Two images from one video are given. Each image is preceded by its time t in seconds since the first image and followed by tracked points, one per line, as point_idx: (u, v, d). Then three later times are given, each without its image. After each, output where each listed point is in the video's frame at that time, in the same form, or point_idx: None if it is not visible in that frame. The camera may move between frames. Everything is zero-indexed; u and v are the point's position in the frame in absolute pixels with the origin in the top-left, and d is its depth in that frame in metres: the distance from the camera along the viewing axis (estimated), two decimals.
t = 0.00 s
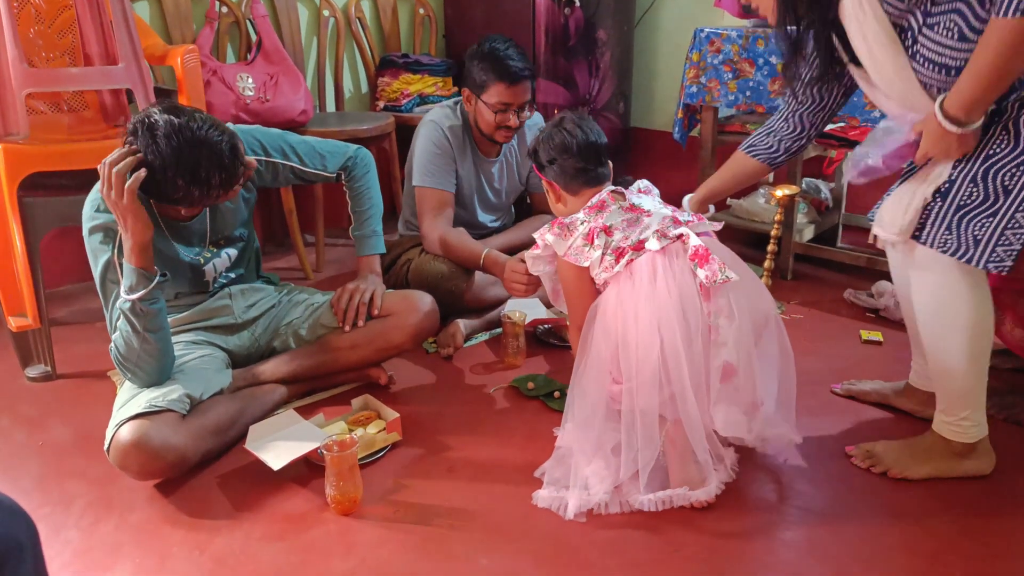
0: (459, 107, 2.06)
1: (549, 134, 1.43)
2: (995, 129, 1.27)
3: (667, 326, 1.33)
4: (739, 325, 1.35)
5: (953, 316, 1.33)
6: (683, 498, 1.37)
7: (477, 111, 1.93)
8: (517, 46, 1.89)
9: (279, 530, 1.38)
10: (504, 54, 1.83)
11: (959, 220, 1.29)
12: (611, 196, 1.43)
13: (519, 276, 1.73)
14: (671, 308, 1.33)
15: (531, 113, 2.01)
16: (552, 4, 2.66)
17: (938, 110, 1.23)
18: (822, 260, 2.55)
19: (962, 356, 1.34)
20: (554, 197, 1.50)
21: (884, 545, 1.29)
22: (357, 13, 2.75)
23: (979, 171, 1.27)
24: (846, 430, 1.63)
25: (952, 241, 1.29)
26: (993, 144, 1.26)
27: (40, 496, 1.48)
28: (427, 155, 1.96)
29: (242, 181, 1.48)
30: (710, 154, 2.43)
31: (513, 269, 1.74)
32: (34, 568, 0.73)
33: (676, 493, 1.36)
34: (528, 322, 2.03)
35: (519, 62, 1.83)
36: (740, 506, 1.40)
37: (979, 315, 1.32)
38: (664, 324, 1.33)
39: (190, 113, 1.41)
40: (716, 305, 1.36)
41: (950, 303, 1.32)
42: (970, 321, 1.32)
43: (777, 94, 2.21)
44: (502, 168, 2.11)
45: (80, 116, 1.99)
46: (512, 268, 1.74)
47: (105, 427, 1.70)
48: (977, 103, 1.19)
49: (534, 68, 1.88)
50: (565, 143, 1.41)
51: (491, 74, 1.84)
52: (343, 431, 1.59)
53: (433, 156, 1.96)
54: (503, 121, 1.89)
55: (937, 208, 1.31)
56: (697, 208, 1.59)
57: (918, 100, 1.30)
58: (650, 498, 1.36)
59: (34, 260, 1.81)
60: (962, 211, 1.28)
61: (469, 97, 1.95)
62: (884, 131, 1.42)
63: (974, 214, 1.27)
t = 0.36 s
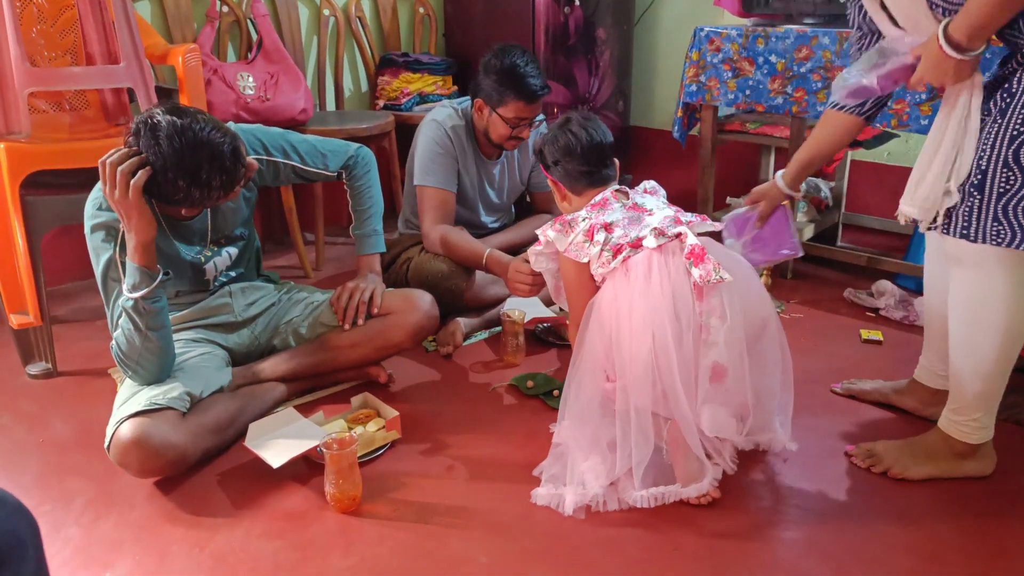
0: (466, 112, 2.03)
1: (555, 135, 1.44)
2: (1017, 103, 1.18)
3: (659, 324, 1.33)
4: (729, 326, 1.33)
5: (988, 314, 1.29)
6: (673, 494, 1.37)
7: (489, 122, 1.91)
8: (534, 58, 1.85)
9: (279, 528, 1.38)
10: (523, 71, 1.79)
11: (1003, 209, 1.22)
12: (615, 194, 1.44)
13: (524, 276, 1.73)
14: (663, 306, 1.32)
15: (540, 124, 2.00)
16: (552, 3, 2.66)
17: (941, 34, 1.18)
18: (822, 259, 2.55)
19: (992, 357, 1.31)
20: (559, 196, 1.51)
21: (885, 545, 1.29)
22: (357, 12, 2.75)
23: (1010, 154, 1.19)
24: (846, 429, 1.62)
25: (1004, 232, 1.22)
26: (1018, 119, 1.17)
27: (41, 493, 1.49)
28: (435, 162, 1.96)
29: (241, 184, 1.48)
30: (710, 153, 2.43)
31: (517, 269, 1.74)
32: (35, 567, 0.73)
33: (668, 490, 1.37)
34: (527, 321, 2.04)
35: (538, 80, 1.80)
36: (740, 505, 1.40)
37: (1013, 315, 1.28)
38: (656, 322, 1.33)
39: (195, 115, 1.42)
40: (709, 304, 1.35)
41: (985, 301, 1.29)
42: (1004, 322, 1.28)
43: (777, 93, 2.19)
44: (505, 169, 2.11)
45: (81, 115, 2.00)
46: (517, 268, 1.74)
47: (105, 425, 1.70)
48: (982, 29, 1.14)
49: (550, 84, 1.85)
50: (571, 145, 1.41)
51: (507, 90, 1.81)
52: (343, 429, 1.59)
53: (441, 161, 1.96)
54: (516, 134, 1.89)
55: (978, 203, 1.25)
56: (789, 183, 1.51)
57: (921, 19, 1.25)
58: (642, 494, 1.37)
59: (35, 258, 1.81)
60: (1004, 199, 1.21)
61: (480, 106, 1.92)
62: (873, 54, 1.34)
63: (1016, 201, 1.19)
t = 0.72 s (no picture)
0: (468, 112, 2.03)
1: (588, 142, 1.40)
2: None
3: (676, 313, 1.33)
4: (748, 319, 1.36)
5: (1015, 324, 1.27)
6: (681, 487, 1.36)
7: (495, 121, 1.90)
8: (542, 60, 1.85)
9: (279, 527, 1.38)
10: (532, 72, 1.79)
11: None
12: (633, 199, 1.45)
13: (527, 277, 1.73)
14: (683, 296, 1.33)
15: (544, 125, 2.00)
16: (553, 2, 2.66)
17: (961, 8, 1.18)
18: (822, 259, 2.55)
19: (1011, 360, 1.30)
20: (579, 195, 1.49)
21: (885, 545, 1.29)
22: (358, 11, 2.75)
23: None
24: (846, 428, 1.63)
25: None
26: None
27: (41, 492, 1.49)
28: (438, 161, 1.96)
29: (242, 184, 1.48)
30: (710, 152, 2.43)
31: (520, 269, 1.74)
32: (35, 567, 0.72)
33: (670, 477, 1.36)
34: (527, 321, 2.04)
35: (546, 80, 1.80)
36: (740, 504, 1.40)
37: None
38: (674, 312, 1.33)
39: (198, 114, 1.42)
40: (726, 298, 1.38)
41: (1010, 307, 1.27)
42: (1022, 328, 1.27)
43: (778, 93, 2.19)
44: (508, 168, 2.11)
45: (82, 113, 2.00)
46: (520, 269, 1.74)
47: (105, 423, 1.70)
48: (1002, 6, 1.15)
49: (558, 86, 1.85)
50: (604, 158, 1.39)
51: (516, 91, 1.80)
52: (343, 428, 1.59)
53: (444, 161, 1.96)
54: (523, 133, 1.89)
55: (1004, 204, 1.22)
56: (840, 162, 1.43)
57: None
58: (645, 479, 1.35)
59: (36, 256, 1.81)
60: None
61: (486, 107, 1.90)
62: (886, 28, 1.38)
63: None
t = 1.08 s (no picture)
0: (471, 112, 2.02)
1: (597, 149, 1.38)
2: None
3: (694, 301, 1.33)
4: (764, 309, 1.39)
5: (1019, 318, 1.26)
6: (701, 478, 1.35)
7: (495, 118, 1.90)
8: (540, 55, 1.85)
9: (283, 530, 1.39)
10: (528, 64, 1.79)
11: None
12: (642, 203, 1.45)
13: (532, 280, 1.73)
14: (701, 286, 1.33)
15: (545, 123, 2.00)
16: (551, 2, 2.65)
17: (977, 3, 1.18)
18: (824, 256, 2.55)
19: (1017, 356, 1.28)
20: (587, 203, 1.48)
21: (889, 544, 1.28)
22: (357, 13, 2.76)
23: None
24: (849, 427, 1.62)
25: None
26: None
27: (47, 496, 1.50)
28: (440, 161, 1.96)
29: (246, 189, 1.48)
30: (711, 150, 2.42)
31: (526, 272, 1.74)
32: (45, 567, 0.73)
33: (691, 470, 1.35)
34: (529, 321, 2.04)
35: (543, 74, 1.80)
36: (744, 502, 1.39)
37: None
38: (693, 301, 1.33)
39: (205, 118, 1.42)
40: (740, 289, 1.41)
41: (1017, 302, 1.26)
42: None
43: (778, 90, 2.18)
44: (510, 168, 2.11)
45: (84, 119, 2.02)
46: (526, 272, 1.74)
47: (110, 427, 1.72)
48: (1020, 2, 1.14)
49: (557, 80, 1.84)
50: (614, 164, 1.38)
51: (513, 83, 1.81)
52: (346, 430, 1.60)
53: (446, 161, 1.96)
54: (523, 129, 1.88)
55: (1012, 199, 1.21)
56: (862, 158, 1.43)
57: None
58: (668, 465, 1.35)
59: (40, 262, 1.83)
60: None
61: (486, 104, 1.92)
62: (898, 25, 1.40)
63: None
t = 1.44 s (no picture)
0: (479, 113, 2.03)
1: (606, 148, 1.38)
2: None
3: (711, 308, 1.33)
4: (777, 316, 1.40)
5: None
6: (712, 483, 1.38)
7: (501, 118, 1.91)
8: (546, 56, 1.85)
9: (285, 527, 1.39)
10: (533, 64, 1.80)
11: None
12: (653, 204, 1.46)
13: (542, 279, 1.74)
14: (717, 292, 1.34)
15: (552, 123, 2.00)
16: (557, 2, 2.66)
17: None
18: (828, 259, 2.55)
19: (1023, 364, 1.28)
20: (595, 202, 1.48)
21: (892, 548, 1.28)
22: (364, 13, 2.76)
23: None
24: (852, 430, 1.62)
25: None
26: None
27: (51, 491, 1.50)
28: (445, 161, 1.96)
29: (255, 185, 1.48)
30: (716, 152, 2.42)
31: (536, 271, 1.74)
32: (47, 565, 0.73)
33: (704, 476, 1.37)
34: (533, 322, 2.04)
35: (548, 73, 1.80)
36: (746, 504, 1.39)
37: None
38: (708, 307, 1.33)
39: (216, 114, 1.42)
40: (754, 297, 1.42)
41: None
42: None
43: (784, 93, 2.18)
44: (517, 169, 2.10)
45: (91, 115, 2.03)
46: (536, 271, 1.74)
47: (114, 423, 1.72)
48: None
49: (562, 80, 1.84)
50: (623, 163, 1.37)
51: (518, 83, 1.81)
52: (349, 428, 1.60)
53: (452, 160, 1.96)
54: (528, 129, 1.87)
55: None
56: (888, 141, 1.40)
57: None
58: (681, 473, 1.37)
59: (46, 257, 1.83)
60: None
61: (492, 104, 1.92)
62: (903, 4, 1.36)
63: None
